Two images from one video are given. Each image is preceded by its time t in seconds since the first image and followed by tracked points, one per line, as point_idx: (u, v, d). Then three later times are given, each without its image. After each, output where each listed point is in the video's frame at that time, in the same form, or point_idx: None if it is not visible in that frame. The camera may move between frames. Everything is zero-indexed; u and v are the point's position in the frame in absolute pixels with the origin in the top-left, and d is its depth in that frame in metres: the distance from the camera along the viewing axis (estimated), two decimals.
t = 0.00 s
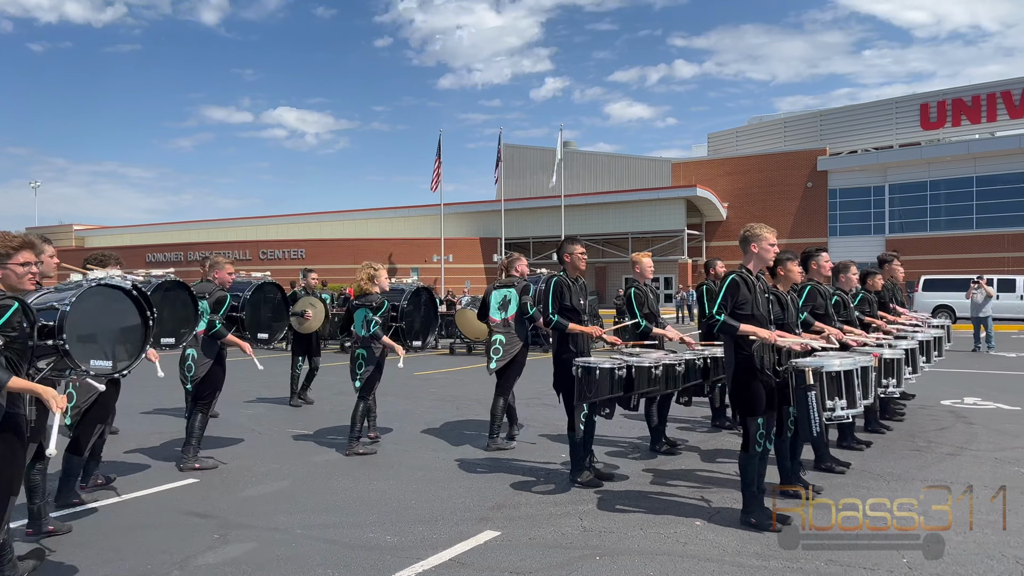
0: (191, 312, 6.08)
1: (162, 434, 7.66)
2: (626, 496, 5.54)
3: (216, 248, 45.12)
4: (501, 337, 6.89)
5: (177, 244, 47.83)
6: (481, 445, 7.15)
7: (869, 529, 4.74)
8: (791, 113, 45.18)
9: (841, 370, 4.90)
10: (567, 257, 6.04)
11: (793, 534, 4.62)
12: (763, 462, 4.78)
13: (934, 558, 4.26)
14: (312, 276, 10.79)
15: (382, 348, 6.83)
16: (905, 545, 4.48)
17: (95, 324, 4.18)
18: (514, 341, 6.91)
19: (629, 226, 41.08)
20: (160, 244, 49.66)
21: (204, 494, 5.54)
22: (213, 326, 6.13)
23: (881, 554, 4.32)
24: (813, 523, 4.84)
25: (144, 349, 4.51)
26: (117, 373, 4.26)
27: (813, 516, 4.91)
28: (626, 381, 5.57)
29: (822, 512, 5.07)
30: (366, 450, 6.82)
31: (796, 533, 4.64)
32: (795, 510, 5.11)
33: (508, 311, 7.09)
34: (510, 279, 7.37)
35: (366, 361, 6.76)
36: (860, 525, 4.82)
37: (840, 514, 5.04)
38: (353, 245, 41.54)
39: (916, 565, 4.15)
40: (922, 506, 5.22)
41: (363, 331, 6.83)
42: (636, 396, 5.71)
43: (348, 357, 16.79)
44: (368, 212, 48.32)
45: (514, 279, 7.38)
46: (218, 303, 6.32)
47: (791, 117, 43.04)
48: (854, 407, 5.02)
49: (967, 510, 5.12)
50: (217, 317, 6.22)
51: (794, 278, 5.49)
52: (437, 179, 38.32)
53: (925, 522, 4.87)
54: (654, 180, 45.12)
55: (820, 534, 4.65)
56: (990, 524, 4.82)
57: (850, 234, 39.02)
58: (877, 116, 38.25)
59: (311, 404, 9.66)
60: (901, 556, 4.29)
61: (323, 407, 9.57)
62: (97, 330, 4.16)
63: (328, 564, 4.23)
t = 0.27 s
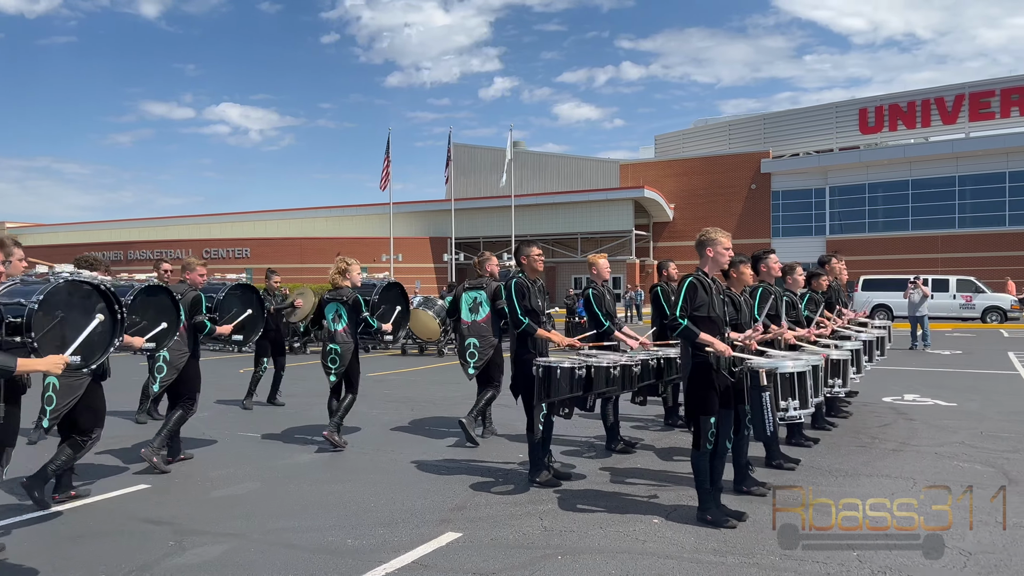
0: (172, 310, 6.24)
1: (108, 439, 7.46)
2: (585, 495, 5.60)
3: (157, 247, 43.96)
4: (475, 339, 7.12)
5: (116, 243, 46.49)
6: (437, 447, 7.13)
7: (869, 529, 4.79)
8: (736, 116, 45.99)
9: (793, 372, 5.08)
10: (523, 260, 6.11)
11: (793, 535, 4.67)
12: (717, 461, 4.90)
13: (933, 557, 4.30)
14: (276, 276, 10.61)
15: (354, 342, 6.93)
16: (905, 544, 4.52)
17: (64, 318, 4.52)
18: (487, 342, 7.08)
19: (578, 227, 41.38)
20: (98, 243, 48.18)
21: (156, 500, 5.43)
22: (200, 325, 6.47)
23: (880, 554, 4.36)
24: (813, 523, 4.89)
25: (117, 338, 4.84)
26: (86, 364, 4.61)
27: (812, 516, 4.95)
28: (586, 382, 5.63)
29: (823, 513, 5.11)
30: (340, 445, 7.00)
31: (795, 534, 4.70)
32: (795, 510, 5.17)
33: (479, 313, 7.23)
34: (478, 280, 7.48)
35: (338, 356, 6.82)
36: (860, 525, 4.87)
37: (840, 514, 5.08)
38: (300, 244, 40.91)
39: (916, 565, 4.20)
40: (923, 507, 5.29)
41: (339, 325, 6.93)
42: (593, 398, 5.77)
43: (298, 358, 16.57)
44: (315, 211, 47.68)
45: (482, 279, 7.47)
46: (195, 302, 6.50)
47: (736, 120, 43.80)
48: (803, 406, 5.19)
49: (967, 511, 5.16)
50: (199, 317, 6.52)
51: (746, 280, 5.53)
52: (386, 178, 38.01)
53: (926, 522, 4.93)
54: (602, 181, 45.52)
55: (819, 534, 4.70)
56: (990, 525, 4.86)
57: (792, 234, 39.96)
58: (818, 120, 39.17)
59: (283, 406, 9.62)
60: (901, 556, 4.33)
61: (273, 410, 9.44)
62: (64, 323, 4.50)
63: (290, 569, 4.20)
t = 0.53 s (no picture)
0: (173, 302, 6.42)
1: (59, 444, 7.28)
2: (551, 494, 5.64)
3: (105, 245, 42.88)
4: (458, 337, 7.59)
5: (61, 241, 45.17)
6: (403, 448, 7.12)
7: (870, 529, 4.82)
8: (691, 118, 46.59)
9: (757, 370, 5.22)
10: (491, 261, 6.10)
11: (793, 536, 4.70)
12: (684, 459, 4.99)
13: (933, 557, 4.33)
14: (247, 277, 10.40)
15: (338, 346, 7.19)
16: (905, 545, 4.55)
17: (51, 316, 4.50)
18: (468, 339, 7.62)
19: (536, 226, 41.53)
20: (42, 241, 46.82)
21: (113, 505, 5.33)
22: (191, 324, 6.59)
23: (880, 554, 4.39)
24: (815, 524, 4.92)
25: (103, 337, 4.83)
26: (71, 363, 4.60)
27: (812, 517, 4.98)
28: (553, 383, 5.68)
29: (823, 513, 5.14)
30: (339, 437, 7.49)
31: (795, 534, 4.73)
32: (796, 511, 5.20)
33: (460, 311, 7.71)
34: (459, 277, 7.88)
35: (325, 356, 7.07)
36: (861, 525, 4.89)
37: (840, 514, 5.11)
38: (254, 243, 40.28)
39: (917, 565, 4.22)
40: (922, 506, 5.32)
41: (324, 327, 7.18)
42: (558, 398, 5.82)
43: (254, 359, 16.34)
44: (269, 209, 46.99)
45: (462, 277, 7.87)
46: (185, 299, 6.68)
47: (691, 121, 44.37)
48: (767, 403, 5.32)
49: (967, 511, 5.19)
50: (187, 314, 6.73)
51: (708, 282, 5.63)
52: (342, 176, 37.66)
53: (926, 522, 4.95)
54: (559, 181, 45.73)
55: (820, 534, 4.72)
56: (990, 525, 4.88)
57: (745, 235, 40.63)
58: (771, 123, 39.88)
59: (265, 406, 9.65)
60: (901, 556, 4.36)
61: (231, 412, 9.31)
62: (54, 321, 4.47)
63: (258, 571, 4.15)
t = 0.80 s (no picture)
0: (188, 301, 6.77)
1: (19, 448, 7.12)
2: (524, 493, 5.67)
3: (62, 243, 41.96)
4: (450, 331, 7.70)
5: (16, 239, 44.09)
6: (371, 448, 7.07)
7: (871, 529, 4.84)
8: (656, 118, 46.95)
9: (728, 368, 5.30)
10: (464, 259, 6.08)
11: (793, 535, 4.72)
12: (656, 456, 5.04)
13: (934, 557, 4.35)
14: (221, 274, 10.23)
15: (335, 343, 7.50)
16: (906, 544, 4.57)
17: (55, 313, 4.56)
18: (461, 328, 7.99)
19: (502, 225, 41.55)
20: None
21: (78, 509, 5.23)
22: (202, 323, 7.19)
23: (880, 553, 4.41)
24: (815, 524, 4.94)
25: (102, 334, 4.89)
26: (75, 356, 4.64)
27: (813, 517, 5.00)
28: (528, 381, 5.71)
29: (823, 512, 5.16)
30: (318, 437, 7.51)
31: (795, 533, 4.76)
32: (797, 511, 5.23)
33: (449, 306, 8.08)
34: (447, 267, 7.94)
35: (325, 354, 7.35)
36: (861, 525, 4.92)
37: (840, 514, 5.13)
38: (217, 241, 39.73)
39: (918, 564, 4.25)
40: (922, 506, 5.34)
41: (322, 325, 7.47)
42: (530, 397, 5.85)
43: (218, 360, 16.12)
44: (232, 207, 46.36)
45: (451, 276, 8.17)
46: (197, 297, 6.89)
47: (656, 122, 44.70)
48: (738, 401, 5.41)
49: (967, 510, 5.21)
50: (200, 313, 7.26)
51: (679, 281, 5.70)
52: (307, 174, 37.33)
53: (926, 523, 4.97)
54: (526, 180, 45.80)
55: (820, 534, 4.74)
56: (992, 524, 4.90)
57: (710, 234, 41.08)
58: (734, 123, 40.36)
59: (232, 408, 9.53)
60: (901, 555, 4.39)
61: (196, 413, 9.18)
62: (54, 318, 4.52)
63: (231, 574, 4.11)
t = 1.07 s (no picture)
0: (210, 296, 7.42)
1: None
2: (506, 492, 5.64)
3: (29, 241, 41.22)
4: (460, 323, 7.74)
5: None
6: (349, 451, 6.98)
7: (871, 529, 4.86)
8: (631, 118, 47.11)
9: (711, 366, 5.32)
10: (445, 257, 6.05)
11: (792, 536, 4.72)
12: (639, 454, 5.05)
13: (932, 558, 4.37)
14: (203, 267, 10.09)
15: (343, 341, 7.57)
16: (906, 544, 4.59)
17: (66, 309, 4.81)
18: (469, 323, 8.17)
19: (478, 224, 41.49)
20: None
21: (52, 511, 5.13)
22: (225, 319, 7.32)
23: (882, 554, 4.41)
24: (816, 524, 4.94)
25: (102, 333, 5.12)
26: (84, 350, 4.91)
27: (814, 517, 5.01)
28: (509, 379, 5.70)
29: (823, 513, 5.17)
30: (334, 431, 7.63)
31: (795, 534, 4.75)
32: (797, 511, 5.23)
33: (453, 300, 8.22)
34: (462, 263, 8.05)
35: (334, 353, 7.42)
36: (860, 525, 4.93)
37: (841, 514, 5.14)
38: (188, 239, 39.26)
39: (916, 564, 4.26)
40: (920, 505, 5.33)
41: (331, 323, 7.54)
42: (511, 394, 5.83)
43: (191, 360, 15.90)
44: (204, 205, 45.83)
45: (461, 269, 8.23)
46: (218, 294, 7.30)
47: (632, 121, 44.86)
48: (721, 398, 5.44)
49: (974, 510, 5.17)
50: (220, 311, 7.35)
51: (661, 279, 5.72)
52: (281, 172, 37.01)
53: (927, 523, 4.98)
54: (501, 179, 45.77)
55: (820, 534, 4.75)
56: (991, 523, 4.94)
57: (684, 234, 41.32)
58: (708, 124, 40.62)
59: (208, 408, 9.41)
60: (902, 555, 4.40)
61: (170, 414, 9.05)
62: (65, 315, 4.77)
63: None
